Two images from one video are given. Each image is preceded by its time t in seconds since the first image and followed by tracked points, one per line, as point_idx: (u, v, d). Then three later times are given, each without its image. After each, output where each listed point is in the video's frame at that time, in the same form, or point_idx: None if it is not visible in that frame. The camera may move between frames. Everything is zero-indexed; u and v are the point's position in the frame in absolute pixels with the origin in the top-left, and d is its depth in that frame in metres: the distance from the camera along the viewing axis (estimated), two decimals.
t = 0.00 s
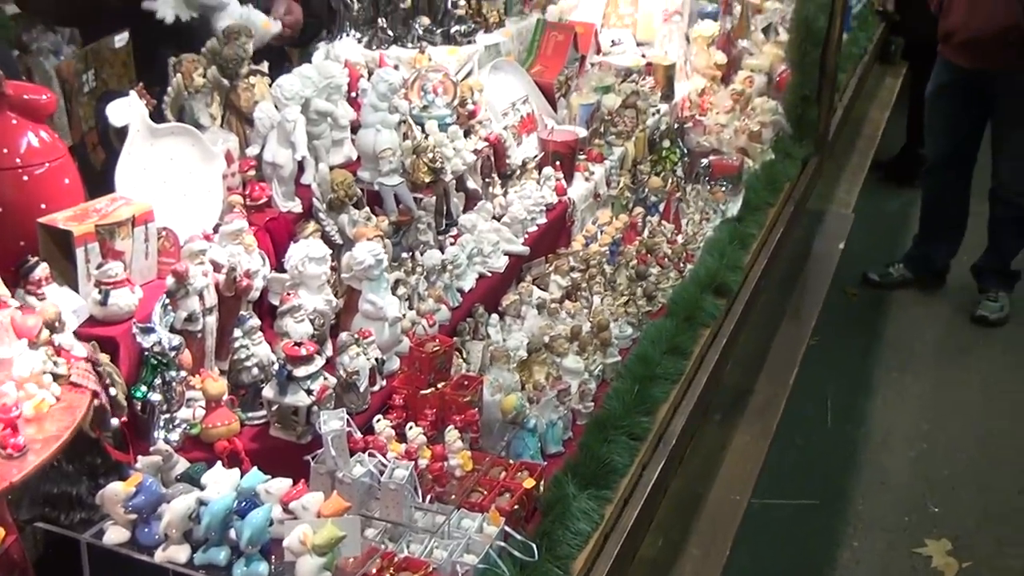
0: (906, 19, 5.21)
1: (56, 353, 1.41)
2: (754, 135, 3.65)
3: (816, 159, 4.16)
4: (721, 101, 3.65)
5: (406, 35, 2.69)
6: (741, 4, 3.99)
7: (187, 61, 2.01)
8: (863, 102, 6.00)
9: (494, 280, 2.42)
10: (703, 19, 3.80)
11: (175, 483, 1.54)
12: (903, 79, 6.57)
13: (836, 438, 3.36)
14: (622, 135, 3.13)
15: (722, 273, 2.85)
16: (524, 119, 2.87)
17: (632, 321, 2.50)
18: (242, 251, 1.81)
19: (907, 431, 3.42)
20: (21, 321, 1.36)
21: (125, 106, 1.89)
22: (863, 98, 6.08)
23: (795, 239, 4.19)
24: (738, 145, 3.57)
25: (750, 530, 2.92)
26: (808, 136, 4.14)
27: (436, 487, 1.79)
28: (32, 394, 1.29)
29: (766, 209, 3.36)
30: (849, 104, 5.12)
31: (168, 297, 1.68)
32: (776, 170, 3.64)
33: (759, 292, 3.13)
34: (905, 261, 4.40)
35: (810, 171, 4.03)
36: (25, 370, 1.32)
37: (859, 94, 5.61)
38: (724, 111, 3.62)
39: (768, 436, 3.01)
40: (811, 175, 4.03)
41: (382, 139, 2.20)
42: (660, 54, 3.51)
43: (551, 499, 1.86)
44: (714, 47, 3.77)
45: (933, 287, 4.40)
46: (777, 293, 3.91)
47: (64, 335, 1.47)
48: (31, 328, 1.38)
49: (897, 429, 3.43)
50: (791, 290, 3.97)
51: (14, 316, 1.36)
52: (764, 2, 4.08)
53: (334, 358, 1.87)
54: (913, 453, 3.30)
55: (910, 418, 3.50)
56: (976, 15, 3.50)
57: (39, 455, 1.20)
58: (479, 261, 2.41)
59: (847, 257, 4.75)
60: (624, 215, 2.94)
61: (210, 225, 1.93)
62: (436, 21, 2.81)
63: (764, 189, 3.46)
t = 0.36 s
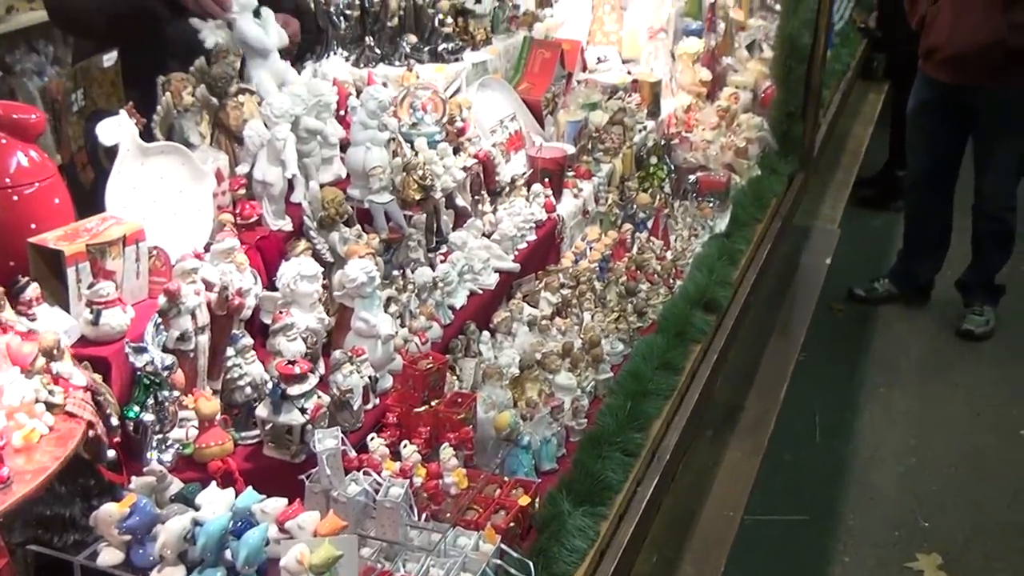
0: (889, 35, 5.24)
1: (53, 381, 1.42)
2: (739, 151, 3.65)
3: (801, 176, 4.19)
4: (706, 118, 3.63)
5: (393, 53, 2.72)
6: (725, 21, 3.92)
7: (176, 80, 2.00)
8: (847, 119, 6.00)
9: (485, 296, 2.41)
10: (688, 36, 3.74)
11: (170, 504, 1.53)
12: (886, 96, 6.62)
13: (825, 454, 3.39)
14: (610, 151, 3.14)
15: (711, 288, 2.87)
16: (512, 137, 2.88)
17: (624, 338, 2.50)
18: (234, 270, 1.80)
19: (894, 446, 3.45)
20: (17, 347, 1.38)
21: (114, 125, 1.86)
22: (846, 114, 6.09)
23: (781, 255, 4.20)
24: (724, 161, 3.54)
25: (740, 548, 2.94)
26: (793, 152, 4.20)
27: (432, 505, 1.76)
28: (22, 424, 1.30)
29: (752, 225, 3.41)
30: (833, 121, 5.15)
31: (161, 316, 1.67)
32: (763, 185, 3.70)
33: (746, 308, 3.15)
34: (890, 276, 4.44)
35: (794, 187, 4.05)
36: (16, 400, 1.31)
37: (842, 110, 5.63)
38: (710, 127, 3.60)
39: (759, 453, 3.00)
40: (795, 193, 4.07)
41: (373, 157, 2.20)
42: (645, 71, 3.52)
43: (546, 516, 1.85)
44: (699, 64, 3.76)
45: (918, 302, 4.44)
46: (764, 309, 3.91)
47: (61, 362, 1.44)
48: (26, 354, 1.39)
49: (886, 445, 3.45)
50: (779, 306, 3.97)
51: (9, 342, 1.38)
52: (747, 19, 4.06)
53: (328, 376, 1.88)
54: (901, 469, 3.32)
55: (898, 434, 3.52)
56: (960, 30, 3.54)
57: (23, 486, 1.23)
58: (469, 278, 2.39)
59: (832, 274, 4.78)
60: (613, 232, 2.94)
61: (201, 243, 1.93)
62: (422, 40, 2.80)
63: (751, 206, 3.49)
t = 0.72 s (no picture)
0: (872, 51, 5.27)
1: (58, 407, 1.39)
2: (728, 167, 3.68)
3: (789, 192, 4.21)
4: (694, 134, 3.66)
5: (384, 72, 2.73)
6: (711, 39, 4.04)
7: (170, 99, 2.00)
8: (832, 135, 6.01)
9: (480, 313, 2.42)
10: (675, 53, 3.84)
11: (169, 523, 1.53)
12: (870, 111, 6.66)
13: (816, 470, 3.42)
14: (600, 168, 3.14)
15: (704, 304, 2.88)
16: (504, 153, 2.90)
17: (618, 353, 2.52)
18: (230, 287, 1.80)
19: (885, 461, 3.48)
20: (19, 371, 1.41)
21: (109, 144, 1.86)
22: (832, 129, 6.12)
23: (772, 270, 4.21)
24: (714, 177, 3.57)
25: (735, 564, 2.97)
26: (782, 168, 4.19)
27: (432, 521, 1.76)
28: (19, 450, 1.29)
29: (744, 240, 3.43)
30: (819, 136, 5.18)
31: (158, 334, 1.66)
32: (752, 201, 3.70)
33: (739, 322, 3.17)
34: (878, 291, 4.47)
35: (784, 203, 4.06)
36: (12, 425, 1.32)
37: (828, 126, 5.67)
38: (698, 144, 3.63)
39: (754, 467, 3.00)
40: (784, 208, 4.09)
41: (366, 174, 2.18)
42: (634, 89, 3.53)
43: (544, 531, 1.87)
44: (687, 82, 3.83)
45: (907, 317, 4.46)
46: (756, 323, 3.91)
47: (66, 387, 1.42)
48: (28, 378, 1.42)
49: (877, 460, 3.49)
50: (772, 321, 3.97)
51: (12, 366, 1.41)
52: (732, 38, 4.16)
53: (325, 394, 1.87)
54: (892, 483, 3.36)
55: (888, 448, 3.56)
56: (949, 42, 3.58)
57: (19, 512, 1.21)
58: (464, 295, 2.40)
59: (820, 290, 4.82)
60: (605, 248, 2.94)
61: (196, 262, 1.92)
62: (413, 58, 2.80)
63: (742, 221, 3.53)
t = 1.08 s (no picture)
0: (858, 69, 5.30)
1: (56, 435, 1.39)
2: (718, 184, 3.70)
3: (779, 210, 4.22)
4: (684, 152, 3.64)
5: (375, 92, 2.73)
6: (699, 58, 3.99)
7: (162, 122, 1.98)
8: (820, 152, 6.00)
9: (474, 331, 2.41)
10: (664, 72, 3.80)
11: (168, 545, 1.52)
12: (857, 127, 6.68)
13: (810, 486, 3.43)
14: (591, 187, 3.14)
15: (698, 320, 2.92)
16: (495, 172, 2.87)
17: (614, 370, 2.49)
18: (226, 308, 1.79)
19: (876, 477, 3.48)
20: (15, 399, 1.39)
21: (102, 166, 1.84)
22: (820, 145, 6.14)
23: (764, 287, 4.21)
24: (705, 195, 3.58)
25: None
26: (771, 185, 4.22)
27: (431, 539, 1.76)
28: (10, 480, 1.28)
29: (734, 257, 3.49)
30: (807, 155, 5.19)
31: (154, 356, 1.67)
32: (742, 219, 3.74)
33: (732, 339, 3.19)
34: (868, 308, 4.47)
35: (773, 222, 4.07)
36: (4, 454, 1.31)
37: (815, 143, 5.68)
38: (689, 161, 3.61)
39: (751, 484, 2.99)
40: (774, 226, 4.10)
41: (360, 195, 2.19)
42: (623, 108, 3.51)
43: (544, 549, 1.87)
44: (675, 101, 3.77)
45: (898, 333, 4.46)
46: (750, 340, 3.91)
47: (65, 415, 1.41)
48: (24, 407, 1.40)
49: (870, 476, 3.49)
50: (766, 337, 3.96)
51: (8, 395, 1.40)
52: (720, 57, 4.12)
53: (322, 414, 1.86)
54: (886, 499, 3.35)
55: (882, 464, 3.55)
56: (935, 58, 3.63)
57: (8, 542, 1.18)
58: (459, 314, 2.40)
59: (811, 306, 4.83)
60: (598, 265, 2.93)
61: (191, 283, 1.93)
62: (404, 79, 2.83)
63: (733, 238, 3.57)
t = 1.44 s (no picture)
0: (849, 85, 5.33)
1: (53, 465, 1.38)
2: (710, 203, 3.65)
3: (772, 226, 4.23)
4: (677, 171, 3.65)
5: (367, 114, 2.70)
6: (688, 78, 4.06)
7: (157, 143, 1.98)
8: (812, 167, 6.00)
9: (471, 351, 2.41)
10: (654, 91, 3.89)
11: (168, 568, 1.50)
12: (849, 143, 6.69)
13: (807, 504, 3.42)
14: (584, 207, 3.14)
15: (694, 337, 2.87)
16: (488, 194, 2.85)
17: (610, 388, 2.50)
18: (223, 329, 1.79)
19: (873, 494, 3.47)
20: (11, 427, 1.34)
21: (98, 188, 1.83)
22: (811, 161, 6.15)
23: (758, 304, 4.21)
24: (697, 214, 3.55)
25: None
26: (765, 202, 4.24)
27: (431, 559, 1.75)
28: None
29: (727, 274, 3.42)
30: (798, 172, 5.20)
31: (150, 377, 1.64)
32: (735, 236, 3.66)
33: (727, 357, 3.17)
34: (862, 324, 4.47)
35: (767, 238, 4.08)
36: None
37: (807, 160, 5.70)
38: (681, 180, 3.62)
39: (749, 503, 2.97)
40: (768, 243, 4.11)
41: (355, 215, 2.15)
42: (615, 127, 3.57)
43: (544, 567, 1.84)
44: (665, 120, 3.79)
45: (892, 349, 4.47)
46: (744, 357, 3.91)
47: (63, 442, 1.40)
48: (19, 435, 1.35)
49: (867, 493, 3.47)
50: (761, 354, 3.96)
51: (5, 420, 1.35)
52: (709, 76, 4.21)
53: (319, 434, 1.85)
54: (885, 517, 3.33)
55: (879, 481, 3.54)
56: (919, 75, 3.66)
57: None
58: (455, 333, 2.40)
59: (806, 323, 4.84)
60: (592, 285, 2.94)
61: (187, 303, 1.94)
62: (396, 100, 2.81)
63: (723, 253, 3.47)
